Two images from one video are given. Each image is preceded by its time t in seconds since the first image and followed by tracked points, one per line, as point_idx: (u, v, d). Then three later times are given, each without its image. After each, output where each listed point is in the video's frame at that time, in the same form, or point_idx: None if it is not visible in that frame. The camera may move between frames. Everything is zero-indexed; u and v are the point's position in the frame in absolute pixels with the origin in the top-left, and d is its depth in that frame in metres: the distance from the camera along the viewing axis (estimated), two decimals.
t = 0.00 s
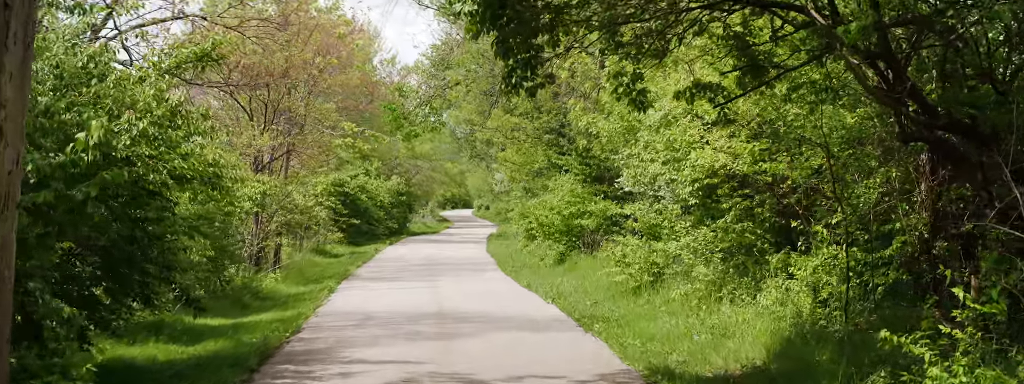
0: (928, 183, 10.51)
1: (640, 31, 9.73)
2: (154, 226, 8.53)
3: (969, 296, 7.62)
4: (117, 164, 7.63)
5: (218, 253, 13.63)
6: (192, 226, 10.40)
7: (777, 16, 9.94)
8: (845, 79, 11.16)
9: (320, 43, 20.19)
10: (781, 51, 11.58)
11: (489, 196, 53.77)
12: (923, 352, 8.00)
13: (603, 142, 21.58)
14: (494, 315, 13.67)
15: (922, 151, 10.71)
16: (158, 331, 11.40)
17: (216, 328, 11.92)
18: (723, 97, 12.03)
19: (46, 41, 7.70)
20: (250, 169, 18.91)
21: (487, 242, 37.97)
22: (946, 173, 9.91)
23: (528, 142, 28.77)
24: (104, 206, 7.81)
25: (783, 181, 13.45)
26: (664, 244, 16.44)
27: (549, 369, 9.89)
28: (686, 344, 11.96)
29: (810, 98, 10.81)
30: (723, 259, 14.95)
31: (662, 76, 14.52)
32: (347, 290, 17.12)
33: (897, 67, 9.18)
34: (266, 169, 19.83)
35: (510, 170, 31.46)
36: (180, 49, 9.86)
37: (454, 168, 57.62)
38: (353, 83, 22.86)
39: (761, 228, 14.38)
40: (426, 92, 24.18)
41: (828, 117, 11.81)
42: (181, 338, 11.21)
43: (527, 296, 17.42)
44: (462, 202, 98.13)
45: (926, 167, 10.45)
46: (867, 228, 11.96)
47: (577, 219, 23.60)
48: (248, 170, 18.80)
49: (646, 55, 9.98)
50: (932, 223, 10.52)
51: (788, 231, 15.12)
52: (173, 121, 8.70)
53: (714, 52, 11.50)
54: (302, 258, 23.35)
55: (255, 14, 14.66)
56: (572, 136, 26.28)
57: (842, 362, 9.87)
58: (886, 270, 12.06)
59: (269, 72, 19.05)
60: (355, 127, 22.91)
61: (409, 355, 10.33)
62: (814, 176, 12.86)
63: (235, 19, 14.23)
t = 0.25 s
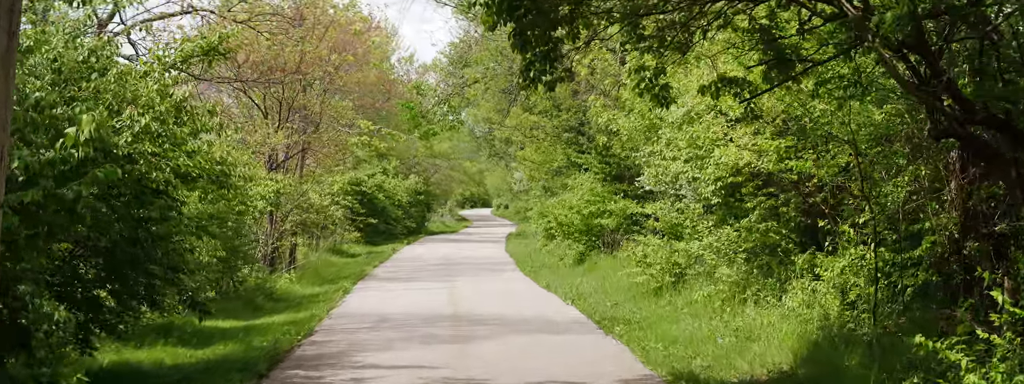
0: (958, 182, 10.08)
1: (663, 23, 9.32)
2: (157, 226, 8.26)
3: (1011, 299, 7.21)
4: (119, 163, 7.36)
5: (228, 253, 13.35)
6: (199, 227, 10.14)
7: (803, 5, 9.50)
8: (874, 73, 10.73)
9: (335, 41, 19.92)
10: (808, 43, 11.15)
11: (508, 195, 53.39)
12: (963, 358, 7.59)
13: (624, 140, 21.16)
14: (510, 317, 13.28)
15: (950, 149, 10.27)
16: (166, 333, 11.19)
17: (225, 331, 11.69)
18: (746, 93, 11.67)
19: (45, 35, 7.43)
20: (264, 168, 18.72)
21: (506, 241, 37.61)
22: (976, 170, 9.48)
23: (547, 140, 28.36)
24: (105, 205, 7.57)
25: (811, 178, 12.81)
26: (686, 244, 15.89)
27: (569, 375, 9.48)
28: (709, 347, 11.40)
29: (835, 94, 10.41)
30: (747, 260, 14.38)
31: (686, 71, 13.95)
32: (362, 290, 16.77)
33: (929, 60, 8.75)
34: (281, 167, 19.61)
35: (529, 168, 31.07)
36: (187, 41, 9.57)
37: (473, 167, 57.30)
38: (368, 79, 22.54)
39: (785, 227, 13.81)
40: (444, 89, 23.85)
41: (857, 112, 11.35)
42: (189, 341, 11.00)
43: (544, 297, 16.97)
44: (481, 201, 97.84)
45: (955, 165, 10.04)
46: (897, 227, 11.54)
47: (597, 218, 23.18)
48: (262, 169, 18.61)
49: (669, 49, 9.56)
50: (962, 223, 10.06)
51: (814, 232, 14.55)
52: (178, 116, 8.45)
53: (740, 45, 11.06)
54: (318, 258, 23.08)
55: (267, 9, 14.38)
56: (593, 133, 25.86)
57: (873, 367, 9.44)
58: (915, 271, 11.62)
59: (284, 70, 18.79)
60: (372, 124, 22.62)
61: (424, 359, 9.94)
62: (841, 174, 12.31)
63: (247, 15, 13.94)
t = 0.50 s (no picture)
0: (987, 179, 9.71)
1: (682, 15, 8.94)
2: (156, 228, 7.96)
3: None
4: (116, 162, 7.13)
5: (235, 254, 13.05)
6: (203, 229, 9.86)
7: None
8: (904, 67, 10.30)
9: (349, 38, 19.62)
10: (835, 36, 10.72)
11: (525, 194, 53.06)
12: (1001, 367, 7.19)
13: (642, 137, 20.74)
14: (525, 320, 12.94)
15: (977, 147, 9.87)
16: (173, 337, 10.98)
17: (234, 335, 11.50)
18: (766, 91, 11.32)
19: (42, 28, 7.16)
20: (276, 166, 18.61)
21: (523, 241, 37.26)
22: (1005, 170, 9.08)
23: (564, 139, 27.97)
24: (102, 205, 7.30)
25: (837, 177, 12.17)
26: (705, 244, 15.38)
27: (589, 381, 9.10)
28: (732, 352, 10.88)
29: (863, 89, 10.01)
30: (768, 261, 13.80)
31: (706, 67, 13.50)
32: (375, 292, 16.39)
33: (960, 54, 8.33)
34: (293, 166, 19.48)
35: (545, 167, 30.69)
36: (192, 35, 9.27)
37: (489, 166, 57.00)
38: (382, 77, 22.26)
39: (809, 227, 13.13)
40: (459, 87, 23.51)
41: (885, 108, 10.90)
42: (196, 345, 10.76)
43: (560, 298, 16.54)
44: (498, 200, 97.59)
45: (983, 164, 9.69)
46: (923, 227, 11.14)
47: (615, 217, 22.79)
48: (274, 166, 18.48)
49: (692, 43, 9.14)
50: (990, 225, 9.64)
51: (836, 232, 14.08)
52: (178, 112, 8.16)
53: (763, 38, 10.63)
54: (332, 258, 22.81)
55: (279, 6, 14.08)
56: (610, 132, 25.45)
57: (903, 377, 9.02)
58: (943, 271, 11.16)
59: (297, 67, 18.50)
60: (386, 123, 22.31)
61: (438, 365, 9.59)
62: (866, 172, 11.82)
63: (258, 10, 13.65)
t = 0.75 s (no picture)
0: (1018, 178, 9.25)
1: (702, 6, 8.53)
2: (154, 228, 7.63)
3: None
4: (111, 161, 6.96)
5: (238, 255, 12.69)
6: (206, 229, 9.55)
7: None
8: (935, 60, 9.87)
9: (362, 35, 19.36)
10: (862, 29, 10.28)
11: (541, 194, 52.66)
12: None
13: (661, 136, 20.31)
14: (539, 322, 12.59)
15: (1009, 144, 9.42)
16: (178, 340, 10.71)
17: (241, 338, 11.24)
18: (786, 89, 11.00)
19: (35, 21, 6.89)
20: (285, 166, 18.57)
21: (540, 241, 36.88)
22: None
23: (580, 138, 27.59)
24: (98, 206, 7.00)
25: (862, 175, 11.58)
26: (724, 244, 14.87)
27: None
28: (754, 356, 10.34)
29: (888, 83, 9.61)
30: (790, 262, 13.06)
31: (726, 63, 13.12)
32: (386, 293, 16.01)
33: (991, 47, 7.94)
34: (305, 165, 19.27)
35: (561, 166, 30.27)
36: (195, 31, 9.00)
37: (505, 165, 56.65)
38: (396, 75, 21.99)
39: (831, 227, 12.56)
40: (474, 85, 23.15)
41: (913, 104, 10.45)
42: (202, 349, 10.46)
43: (576, 300, 16.11)
44: (514, 199, 97.27)
45: (1015, 161, 9.28)
46: (952, 227, 10.71)
47: (632, 217, 22.35)
48: (286, 165, 18.40)
49: (712, 35, 8.71)
50: None
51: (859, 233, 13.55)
52: (176, 108, 7.85)
53: (788, 30, 10.18)
54: (344, 259, 22.49)
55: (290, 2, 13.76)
56: (627, 130, 25.01)
57: None
58: (972, 274, 10.68)
59: (308, 64, 18.27)
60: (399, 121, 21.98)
61: (450, 371, 9.23)
62: (891, 171, 11.32)
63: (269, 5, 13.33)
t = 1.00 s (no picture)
0: None
1: None
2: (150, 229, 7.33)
3: None
4: (104, 159, 6.68)
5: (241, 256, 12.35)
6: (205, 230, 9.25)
7: None
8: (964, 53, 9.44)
9: (371, 31, 19.08)
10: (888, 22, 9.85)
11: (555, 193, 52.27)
12: None
13: (677, 134, 19.88)
14: (553, 326, 12.20)
15: None
16: (181, 344, 10.43)
17: (246, 341, 10.95)
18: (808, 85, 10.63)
19: (26, 13, 6.64)
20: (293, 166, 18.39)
21: (554, 241, 36.50)
22: None
23: (595, 137, 27.03)
24: (92, 206, 6.72)
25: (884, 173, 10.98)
26: (743, 244, 14.38)
27: None
28: (775, 362, 9.77)
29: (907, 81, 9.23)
30: (810, 265, 12.41)
31: (746, 60, 12.73)
32: (397, 295, 15.64)
33: None
34: (315, 163, 18.97)
35: (576, 165, 29.86)
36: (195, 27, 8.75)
37: (519, 165, 56.31)
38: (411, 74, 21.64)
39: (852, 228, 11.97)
40: (486, 83, 22.80)
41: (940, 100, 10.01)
42: (206, 352, 10.18)
43: (590, 301, 15.70)
44: (528, 199, 96.91)
45: None
46: (981, 227, 10.25)
47: (648, 217, 21.93)
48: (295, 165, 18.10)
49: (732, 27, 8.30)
50: None
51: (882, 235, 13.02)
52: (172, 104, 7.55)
53: (810, 23, 9.78)
54: (355, 259, 22.17)
55: None
56: (642, 128, 24.58)
57: None
58: (1001, 276, 10.22)
59: (317, 61, 18.00)
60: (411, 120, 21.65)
61: (460, 377, 8.86)
62: (915, 170, 10.59)
63: None
